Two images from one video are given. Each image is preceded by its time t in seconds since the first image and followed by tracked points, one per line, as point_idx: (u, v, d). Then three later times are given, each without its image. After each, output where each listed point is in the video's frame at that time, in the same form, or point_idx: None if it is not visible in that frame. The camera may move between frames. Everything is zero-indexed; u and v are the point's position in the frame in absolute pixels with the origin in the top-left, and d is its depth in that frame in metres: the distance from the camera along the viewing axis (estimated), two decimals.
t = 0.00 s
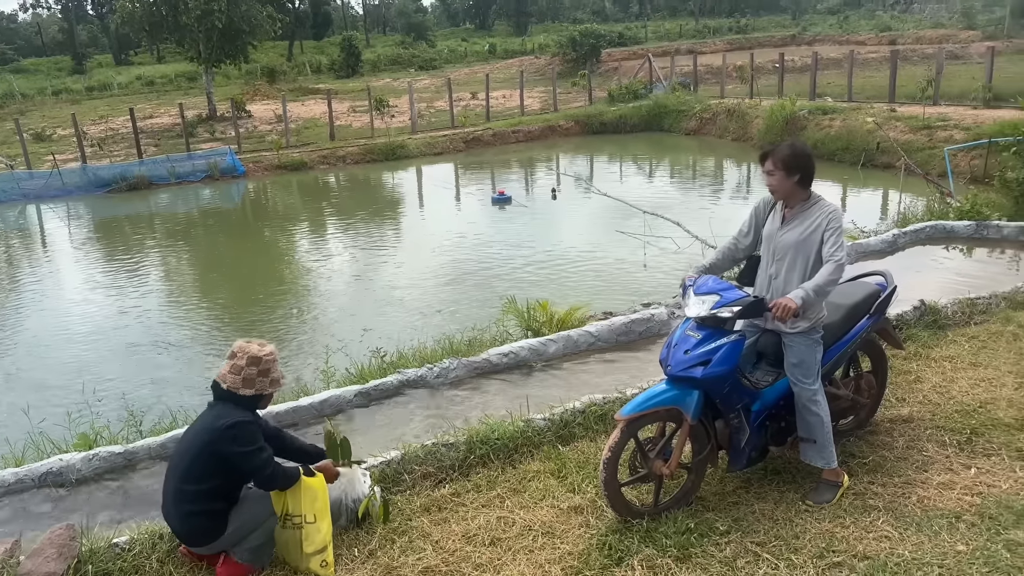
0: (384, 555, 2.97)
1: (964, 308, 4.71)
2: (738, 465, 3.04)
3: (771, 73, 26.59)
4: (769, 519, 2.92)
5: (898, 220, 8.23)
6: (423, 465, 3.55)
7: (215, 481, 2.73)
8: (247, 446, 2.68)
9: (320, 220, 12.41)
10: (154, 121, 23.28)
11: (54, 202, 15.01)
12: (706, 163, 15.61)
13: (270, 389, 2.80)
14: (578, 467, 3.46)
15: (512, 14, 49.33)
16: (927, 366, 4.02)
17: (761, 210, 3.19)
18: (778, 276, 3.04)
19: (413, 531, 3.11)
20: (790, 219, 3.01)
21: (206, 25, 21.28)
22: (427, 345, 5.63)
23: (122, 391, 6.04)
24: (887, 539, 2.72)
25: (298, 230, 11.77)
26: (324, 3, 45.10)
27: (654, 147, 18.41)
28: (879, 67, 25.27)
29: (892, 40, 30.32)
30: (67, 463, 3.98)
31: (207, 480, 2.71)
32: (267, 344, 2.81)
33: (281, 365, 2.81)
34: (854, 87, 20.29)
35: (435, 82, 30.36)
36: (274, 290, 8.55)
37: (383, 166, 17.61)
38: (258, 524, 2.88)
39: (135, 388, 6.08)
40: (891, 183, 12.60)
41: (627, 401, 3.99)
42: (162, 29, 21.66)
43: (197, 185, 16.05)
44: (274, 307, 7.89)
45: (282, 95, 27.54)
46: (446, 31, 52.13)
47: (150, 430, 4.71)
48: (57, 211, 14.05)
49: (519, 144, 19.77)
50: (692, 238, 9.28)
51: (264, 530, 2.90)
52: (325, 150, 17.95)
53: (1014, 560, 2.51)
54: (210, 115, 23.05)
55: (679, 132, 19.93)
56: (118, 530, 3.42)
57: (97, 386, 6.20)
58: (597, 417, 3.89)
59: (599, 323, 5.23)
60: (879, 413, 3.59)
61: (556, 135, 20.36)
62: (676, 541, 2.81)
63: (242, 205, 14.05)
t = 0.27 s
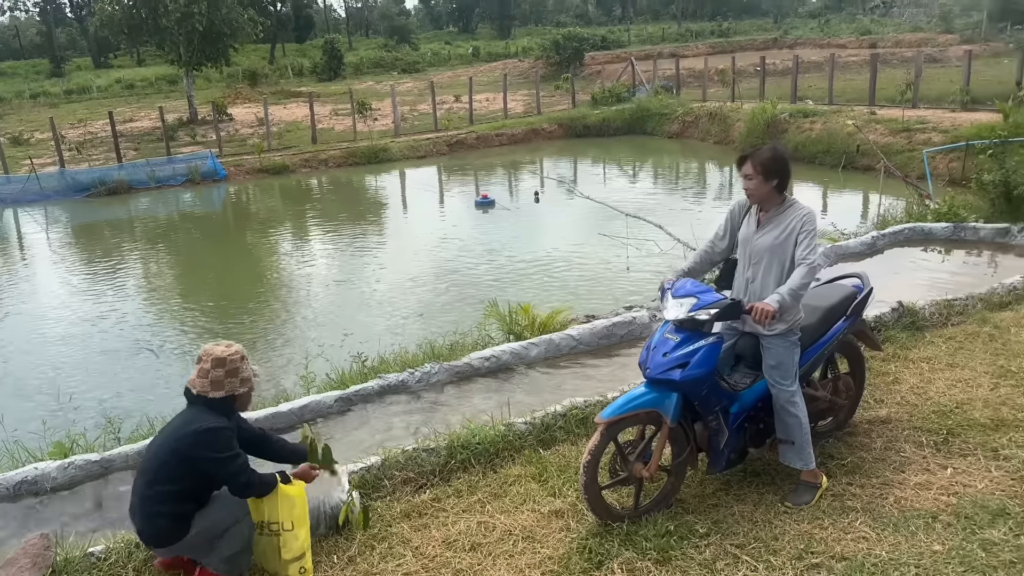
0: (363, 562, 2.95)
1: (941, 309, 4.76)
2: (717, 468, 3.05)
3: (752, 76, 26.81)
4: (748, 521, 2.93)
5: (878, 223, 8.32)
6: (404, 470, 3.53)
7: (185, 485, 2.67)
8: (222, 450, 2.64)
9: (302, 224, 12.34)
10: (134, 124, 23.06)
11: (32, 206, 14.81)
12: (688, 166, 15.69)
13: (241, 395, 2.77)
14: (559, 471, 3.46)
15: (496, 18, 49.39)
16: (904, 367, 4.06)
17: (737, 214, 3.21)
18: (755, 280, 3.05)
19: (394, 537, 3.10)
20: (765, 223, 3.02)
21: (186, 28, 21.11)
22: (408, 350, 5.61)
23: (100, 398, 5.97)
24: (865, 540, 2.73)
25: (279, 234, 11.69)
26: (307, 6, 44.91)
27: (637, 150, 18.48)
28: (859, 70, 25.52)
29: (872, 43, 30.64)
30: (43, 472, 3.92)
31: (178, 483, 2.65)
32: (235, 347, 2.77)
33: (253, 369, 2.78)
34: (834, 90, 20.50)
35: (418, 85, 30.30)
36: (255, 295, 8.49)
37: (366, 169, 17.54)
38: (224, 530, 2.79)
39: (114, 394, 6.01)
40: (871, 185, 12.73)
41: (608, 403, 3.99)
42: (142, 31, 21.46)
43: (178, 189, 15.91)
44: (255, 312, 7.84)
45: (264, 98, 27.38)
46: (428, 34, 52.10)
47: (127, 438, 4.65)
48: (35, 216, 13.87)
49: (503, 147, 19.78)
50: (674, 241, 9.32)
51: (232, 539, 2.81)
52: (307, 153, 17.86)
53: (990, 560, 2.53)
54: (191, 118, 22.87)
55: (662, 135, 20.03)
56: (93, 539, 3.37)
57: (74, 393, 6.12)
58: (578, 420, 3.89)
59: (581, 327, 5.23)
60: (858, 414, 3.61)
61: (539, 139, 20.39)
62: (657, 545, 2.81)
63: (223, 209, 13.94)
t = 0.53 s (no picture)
0: (344, 566, 2.93)
1: (921, 310, 4.80)
2: (698, 469, 3.06)
3: (736, 79, 26.99)
4: (731, 522, 2.94)
5: (860, 225, 8.40)
6: (386, 474, 3.52)
7: (151, 460, 2.61)
8: (191, 431, 2.59)
9: (287, 227, 12.27)
10: (116, 127, 22.86)
11: (12, 209, 14.63)
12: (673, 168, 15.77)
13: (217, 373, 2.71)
14: (541, 473, 3.46)
15: (481, 21, 49.44)
16: (885, 368, 4.09)
17: (712, 217, 3.23)
18: (733, 282, 3.07)
19: (375, 541, 3.08)
20: (740, 226, 3.04)
21: (169, 30, 20.96)
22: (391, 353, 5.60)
23: (80, 402, 5.90)
24: (846, 540, 2.75)
25: (263, 237, 11.61)
26: (291, 8, 44.73)
27: (622, 153, 18.55)
28: (841, 74, 25.76)
29: (854, 46, 30.93)
30: (20, 477, 3.86)
31: (144, 455, 2.60)
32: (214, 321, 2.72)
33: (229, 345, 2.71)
34: (817, 93, 20.67)
35: (403, 88, 30.24)
36: (238, 298, 8.42)
37: (350, 172, 17.48)
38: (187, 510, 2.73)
39: (93, 398, 5.94)
40: (853, 188, 12.84)
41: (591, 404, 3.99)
42: (124, 33, 21.29)
43: (160, 192, 15.78)
44: (238, 315, 7.78)
45: (247, 100, 27.22)
46: (414, 36, 52.04)
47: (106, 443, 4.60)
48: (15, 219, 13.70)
49: (488, 149, 19.78)
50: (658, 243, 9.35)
51: (204, 538, 2.72)
52: (292, 156, 17.78)
53: (968, 558, 2.56)
54: (174, 120, 22.70)
55: (646, 138, 20.12)
56: (71, 545, 3.33)
57: (53, 397, 6.04)
58: (561, 422, 3.89)
59: (565, 329, 5.23)
60: (839, 415, 3.63)
61: (524, 141, 20.42)
62: (639, 546, 2.81)
63: (206, 211, 13.84)
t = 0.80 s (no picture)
0: (333, 567, 2.93)
1: (909, 310, 4.83)
2: (686, 468, 3.07)
3: (726, 82, 27.11)
4: (720, 522, 2.94)
5: (848, 227, 8.45)
6: (375, 475, 3.50)
7: (123, 431, 2.57)
8: (164, 406, 2.54)
9: (276, 228, 12.21)
10: (104, 127, 22.71)
11: None
12: (662, 170, 15.81)
13: (197, 348, 2.66)
14: (531, 474, 3.46)
15: (471, 22, 49.46)
16: (872, 368, 4.11)
17: (695, 220, 3.24)
18: (718, 283, 3.09)
19: (365, 543, 3.07)
20: (722, 228, 3.07)
21: (157, 30, 20.83)
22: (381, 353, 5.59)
23: (67, 405, 5.84)
24: (834, 540, 2.76)
25: (253, 238, 11.56)
26: (280, 9, 44.61)
27: (611, 154, 18.60)
28: (829, 76, 25.91)
29: (843, 49, 31.12)
30: (6, 479, 3.82)
31: (114, 422, 2.55)
32: (196, 294, 2.68)
33: (209, 321, 2.66)
34: (805, 95, 20.79)
35: (393, 89, 30.21)
36: (227, 300, 8.37)
37: (340, 173, 17.43)
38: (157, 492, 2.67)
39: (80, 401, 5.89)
40: (841, 189, 12.92)
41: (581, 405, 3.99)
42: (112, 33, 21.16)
43: (149, 193, 15.68)
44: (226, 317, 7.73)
45: (236, 101, 27.12)
46: (403, 38, 51.97)
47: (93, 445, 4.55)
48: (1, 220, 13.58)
49: (478, 151, 19.78)
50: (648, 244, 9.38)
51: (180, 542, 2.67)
52: (281, 157, 17.71)
53: (955, 558, 2.57)
54: (162, 121, 22.57)
55: (636, 140, 20.17)
56: (58, 547, 3.29)
57: (40, 399, 5.98)
58: (551, 423, 3.89)
59: (555, 330, 5.24)
60: (827, 415, 3.65)
61: (514, 143, 20.43)
62: (628, 546, 2.81)
63: (194, 213, 13.76)
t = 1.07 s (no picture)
0: (330, 567, 2.93)
1: (905, 312, 4.83)
2: (682, 468, 3.07)
3: (722, 84, 27.18)
4: (716, 523, 2.94)
5: (844, 229, 8.46)
6: (372, 475, 3.49)
7: (87, 397, 2.52)
8: (119, 374, 2.45)
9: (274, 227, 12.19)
10: (99, 126, 22.66)
11: None
12: (658, 171, 15.83)
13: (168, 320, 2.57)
14: (528, 475, 3.45)
15: (467, 23, 49.49)
16: (869, 370, 4.11)
17: (688, 220, 3.25)
18: (715, 282, 3.10)
19: (361, 542, 3.07)
20: (715, 228, 3.07)
21: (153, 29, 20.80)
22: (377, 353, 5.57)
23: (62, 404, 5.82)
24: (831, 541, 2.76)
25: (250, 238, 11.52)
26: (277, 9, 44.57)
27: (608, 155, 18.62)
28: (825, 79, 25.99)
29: (838, 52, 31.21)
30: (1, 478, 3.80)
31: (81, 394, 2.52)
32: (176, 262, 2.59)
33: (184, 295, 2.57)
34: (801, 98, 20.85)
35: (389, 89, 30.22)
36: (222, 299, 8.35)
37: (336, 173, 17.41)
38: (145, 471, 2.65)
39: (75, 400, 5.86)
40: (837, 192, 12.95)
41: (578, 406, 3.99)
42: (108, 32, 21.11)
43: (145, 192, 15.64)
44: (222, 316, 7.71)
45: (232, 101, 27.08)
46: (400, 38, 51.99)
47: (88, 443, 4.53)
48: None
49: (474, 151, 19.78)
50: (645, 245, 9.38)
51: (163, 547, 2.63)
52: (277, 157, 17.68)
53: (952, 559, 2.58)
54: (158, 121, 22.53)
55: (633, 141, 20.20)
56: (53, 547, 3.27)
57: (35, 399, 5.95)
58: (548, 423, 3.88)
59: (551, 330, 5.23)
60: (823, 416, 3.65)
61: (511, 144, 20.43)
62: (624, 547, 2.81)
63: (190, 212, 13.73)
